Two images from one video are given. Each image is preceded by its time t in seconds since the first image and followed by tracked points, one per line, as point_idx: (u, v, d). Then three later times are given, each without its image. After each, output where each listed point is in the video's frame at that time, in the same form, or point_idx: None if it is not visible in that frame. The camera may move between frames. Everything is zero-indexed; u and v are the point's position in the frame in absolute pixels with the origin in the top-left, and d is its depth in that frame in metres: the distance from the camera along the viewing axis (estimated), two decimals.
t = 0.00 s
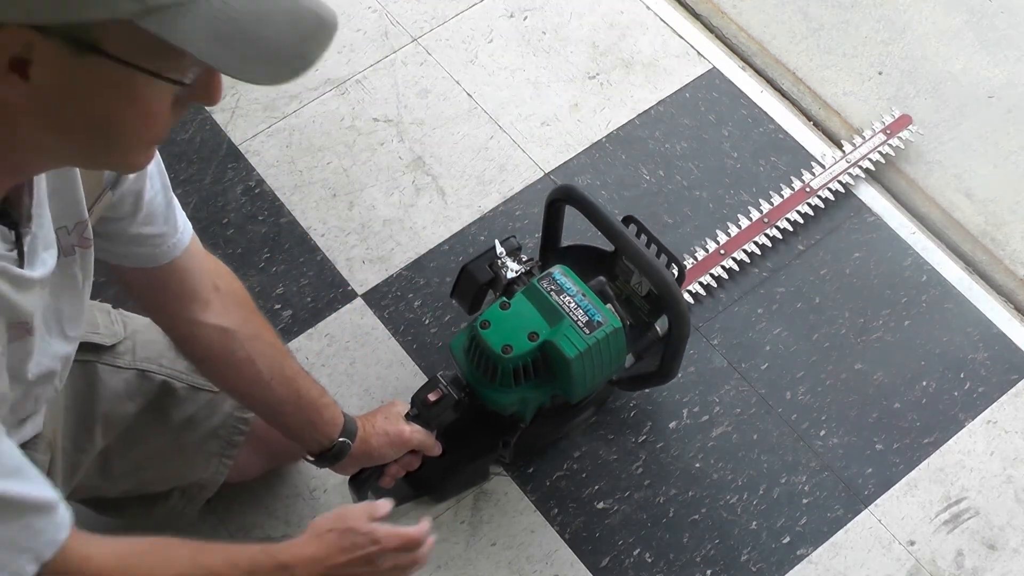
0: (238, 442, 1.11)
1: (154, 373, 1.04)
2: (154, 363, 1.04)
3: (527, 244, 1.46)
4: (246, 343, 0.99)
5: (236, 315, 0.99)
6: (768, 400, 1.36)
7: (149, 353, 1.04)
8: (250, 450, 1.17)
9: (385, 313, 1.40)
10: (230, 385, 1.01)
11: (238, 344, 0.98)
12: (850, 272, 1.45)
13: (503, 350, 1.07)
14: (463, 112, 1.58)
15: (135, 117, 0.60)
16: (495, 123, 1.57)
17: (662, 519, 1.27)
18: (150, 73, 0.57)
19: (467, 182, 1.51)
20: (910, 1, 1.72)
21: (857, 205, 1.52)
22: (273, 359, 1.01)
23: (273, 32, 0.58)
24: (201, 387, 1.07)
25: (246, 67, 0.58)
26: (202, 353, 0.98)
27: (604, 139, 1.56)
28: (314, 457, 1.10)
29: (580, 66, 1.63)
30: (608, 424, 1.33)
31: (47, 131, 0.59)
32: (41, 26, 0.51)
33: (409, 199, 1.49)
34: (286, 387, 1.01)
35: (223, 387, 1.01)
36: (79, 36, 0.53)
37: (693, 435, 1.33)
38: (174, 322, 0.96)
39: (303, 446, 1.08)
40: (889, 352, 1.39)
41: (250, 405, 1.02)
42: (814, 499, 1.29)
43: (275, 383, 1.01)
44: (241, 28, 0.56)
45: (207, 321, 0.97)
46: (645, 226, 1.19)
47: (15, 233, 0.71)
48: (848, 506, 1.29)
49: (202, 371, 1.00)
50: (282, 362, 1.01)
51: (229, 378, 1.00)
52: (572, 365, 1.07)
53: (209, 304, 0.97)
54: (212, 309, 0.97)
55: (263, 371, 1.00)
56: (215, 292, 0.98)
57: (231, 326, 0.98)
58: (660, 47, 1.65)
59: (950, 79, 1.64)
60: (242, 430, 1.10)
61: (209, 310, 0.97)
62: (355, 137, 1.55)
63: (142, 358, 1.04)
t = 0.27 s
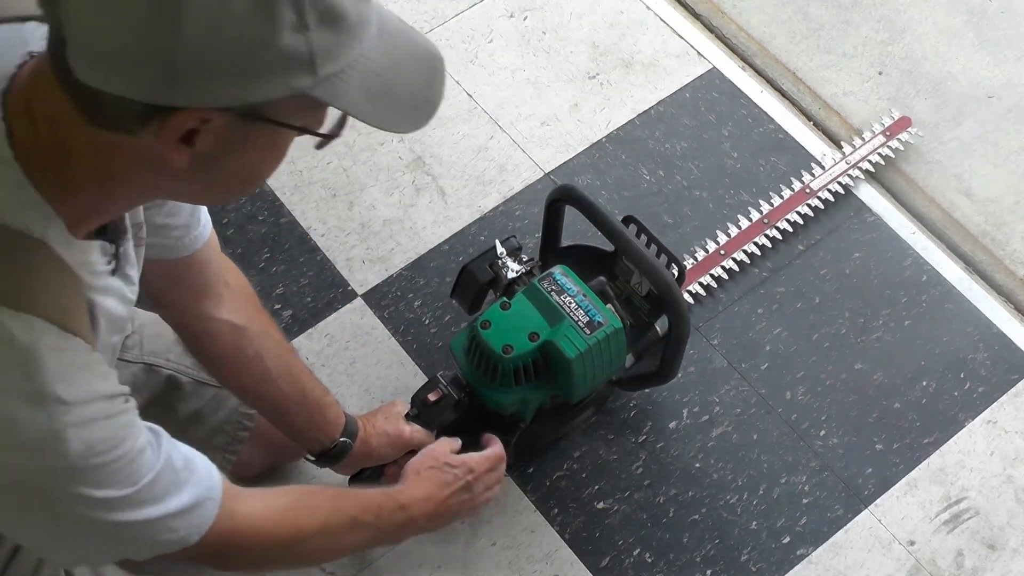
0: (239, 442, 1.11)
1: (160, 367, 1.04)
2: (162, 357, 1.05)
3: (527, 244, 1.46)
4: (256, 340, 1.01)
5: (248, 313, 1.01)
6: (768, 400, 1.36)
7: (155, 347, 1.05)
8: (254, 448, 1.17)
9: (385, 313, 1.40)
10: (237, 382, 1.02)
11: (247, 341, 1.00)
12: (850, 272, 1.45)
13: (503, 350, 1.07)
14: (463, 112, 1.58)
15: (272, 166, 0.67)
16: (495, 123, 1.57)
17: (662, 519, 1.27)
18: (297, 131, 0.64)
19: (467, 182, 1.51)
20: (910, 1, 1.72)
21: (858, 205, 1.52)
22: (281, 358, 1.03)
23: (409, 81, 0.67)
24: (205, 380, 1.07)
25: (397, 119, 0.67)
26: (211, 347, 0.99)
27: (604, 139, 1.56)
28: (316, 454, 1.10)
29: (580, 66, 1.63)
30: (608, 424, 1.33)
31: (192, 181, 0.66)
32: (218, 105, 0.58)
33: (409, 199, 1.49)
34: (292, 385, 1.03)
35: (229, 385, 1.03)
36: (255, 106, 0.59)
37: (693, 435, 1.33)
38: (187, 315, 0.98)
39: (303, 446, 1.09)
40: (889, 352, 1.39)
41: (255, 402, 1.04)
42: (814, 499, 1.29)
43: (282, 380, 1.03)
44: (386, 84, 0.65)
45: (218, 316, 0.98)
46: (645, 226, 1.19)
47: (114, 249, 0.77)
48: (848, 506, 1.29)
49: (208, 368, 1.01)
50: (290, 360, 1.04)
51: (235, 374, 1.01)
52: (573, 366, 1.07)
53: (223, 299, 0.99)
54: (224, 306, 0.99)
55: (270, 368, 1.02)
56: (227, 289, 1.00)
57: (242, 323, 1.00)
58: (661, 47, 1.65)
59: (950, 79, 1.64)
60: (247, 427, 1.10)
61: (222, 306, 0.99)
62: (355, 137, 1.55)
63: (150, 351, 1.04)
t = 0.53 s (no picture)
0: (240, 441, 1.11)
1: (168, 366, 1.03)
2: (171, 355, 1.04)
3: (527, 244, 1.46)
4: (261, 341, 1.01)
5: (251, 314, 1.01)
6: (768, 400, 1.36)
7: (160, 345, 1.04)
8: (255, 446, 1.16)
9: (385, 313, 1.40)
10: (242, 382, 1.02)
11: (253, 342, 1.01)
12: (850, 272, 1.45)
13: (503, 349, 1.07)
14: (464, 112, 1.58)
15: (366, 189, 0.69)
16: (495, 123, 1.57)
17: (662, 519, 1.27)
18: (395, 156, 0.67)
19: (467, 182, 1.51)
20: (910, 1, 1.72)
21: (858, 206, 1.52)
22: (286, 359, 1.03)
23: (502, 101, 0.72)
24: (209, 376, 1.07)
25: (495, 137, 0.71)
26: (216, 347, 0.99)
27: (604, 139, 1.56)
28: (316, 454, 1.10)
29: (580, 66, 1.63)
30: (608, 424, 1.33)
31: (293, 209, 0.68)
32: (334, 145, 0.61)
33: (409, 199, 1.49)
34: (297, 386, 1.04)
35: (231, 385, 1.03)
36: (366, 144, 0.63)
37: (693, 435, 1.33)
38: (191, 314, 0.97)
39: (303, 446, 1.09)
40: (888, 352, 1.40)
41: (258, 403, 1.04)
42: (814, 499, 1.29)
43: (289, 381, 1.03)
44: (480, 107, 0.69)
45: (224, 316, 0.98)
46: (645, 225, 1.19)
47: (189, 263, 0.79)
48: (848, 506, 1.29)
49: (211, 368, 1.01)
50: (293, 362, 1.04)
51: (238, 375, 1.01)
52: (572, 365, 1.07)
53: (229, 300, 0.99)
54: (229, 306, 0.99)
55: (273, 368, 1.02)
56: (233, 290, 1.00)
57: (247, 324, 1.00)
58: (661, 47, 1.65)
59: (950, 79, 1.65)
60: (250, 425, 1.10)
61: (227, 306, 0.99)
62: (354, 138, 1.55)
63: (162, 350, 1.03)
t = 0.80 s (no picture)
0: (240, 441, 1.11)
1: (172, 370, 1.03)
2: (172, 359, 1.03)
3: (527, 244, 1.46)
4: (259, 347, 1.01)
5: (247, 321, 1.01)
6: (768, 400, 1.36)
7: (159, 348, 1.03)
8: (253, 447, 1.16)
9: (385, 313, 1.40)
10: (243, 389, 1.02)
11: (251, 349, 1.01)
12: (850, 272, 1.45)
13: (501, 348, 1.07)
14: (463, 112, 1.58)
15: (391, 203, 0.71)
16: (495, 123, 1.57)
17: (662, 519, 1.27)
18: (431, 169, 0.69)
19: (467, 182, 1.51)
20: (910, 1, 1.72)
21: (858, 206, 1.52)
22: (285, 364, 1.04)
23: (529, 108, 0.74)
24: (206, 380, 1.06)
25: (525, 148, 0.73)
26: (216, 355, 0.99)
27: (604, 139, 1.56)
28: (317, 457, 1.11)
29: (580, 66, 1.63)
30: (608, 424, 1.33)
31: (322, 222, 0.69)
32: (375, 163, 0.63)
33: (409, 200, 1.49)
34: (298, 390, 1.05)
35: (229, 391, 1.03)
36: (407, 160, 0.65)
37: (693, 435, 1.33)
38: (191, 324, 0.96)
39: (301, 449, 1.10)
40: (888, 353, 1.40)
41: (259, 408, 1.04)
42: (814, 499, 1.29)
43: (290, 386, 1.04)
44: (513, 120, 0.72)
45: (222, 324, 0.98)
46: (645, 225, 1.19)
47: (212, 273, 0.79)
48: (848, 506, 1.29)
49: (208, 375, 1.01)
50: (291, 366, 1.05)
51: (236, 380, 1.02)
52: (571, 363, 1.06)
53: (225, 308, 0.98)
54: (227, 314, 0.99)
55: (271, 372, 1.03)
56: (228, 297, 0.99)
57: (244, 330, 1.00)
58: (661, 47, 1.65)
59: (950, 79, 1.64)
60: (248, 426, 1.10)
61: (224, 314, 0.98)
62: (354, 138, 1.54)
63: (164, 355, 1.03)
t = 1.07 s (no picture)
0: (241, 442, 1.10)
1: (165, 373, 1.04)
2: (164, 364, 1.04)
3: (527, 244, 1.46)
4: (252, 354, 1.01)
5: (240, 328, 1.01)
6: (768, 400, 1.36)
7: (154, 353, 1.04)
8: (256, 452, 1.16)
9: (385, 313, 1.40)
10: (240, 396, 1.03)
11: (245, 356, 1.01)
12: (850, 273, 1.45)
13: (498, 345, 1.07)
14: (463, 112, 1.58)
15: (373, 197, 0.73)
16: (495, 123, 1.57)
17: (662, 519, 1.27)
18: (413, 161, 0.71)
19: (467, 182, 1.51)
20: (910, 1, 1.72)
21: (858, 206, 1.52)
22: (279, 371, 1.04)
23: (504, 92, 0.76)
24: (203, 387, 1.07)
25: (503, 132, 0.75)
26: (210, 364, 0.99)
27: (604, 139, 1.56)
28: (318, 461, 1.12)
29: (580, 66, 1.63)
30: (608, 424, 1.33)
31: (305, 219, 0.72)
32: (358, 157, 0.65)
33: (409, 200, 1.49)
34: (294, 396, 1.05)
35: (227, 400, 1.03)
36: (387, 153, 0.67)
37: (693, 435, 1.33)
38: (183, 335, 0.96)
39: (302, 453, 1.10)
40: (888, 353, 1.39)
41: (257, 414, 1.05)
42: (814, 499, 1.29)
43: (285, 391, 1.04)
44: (488, 106, 0.74)
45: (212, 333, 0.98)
46: (645, 224, 1.18)
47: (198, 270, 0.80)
48: (848, 506, 1.29)
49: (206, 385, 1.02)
50: (285, 372, 1.05)
51: (233, 388, 1.02)
52: (568, 361, 1.06)
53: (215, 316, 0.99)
54: (218, 322, 0.99)
55: (269, 378, 1.03)
56: (219, 305, 0.99)
57: (236, 338, 1.00)
58: (661, 47, 1.65)
59: (950, 79, 1.64)
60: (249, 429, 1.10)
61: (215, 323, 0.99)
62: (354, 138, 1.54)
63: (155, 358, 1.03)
